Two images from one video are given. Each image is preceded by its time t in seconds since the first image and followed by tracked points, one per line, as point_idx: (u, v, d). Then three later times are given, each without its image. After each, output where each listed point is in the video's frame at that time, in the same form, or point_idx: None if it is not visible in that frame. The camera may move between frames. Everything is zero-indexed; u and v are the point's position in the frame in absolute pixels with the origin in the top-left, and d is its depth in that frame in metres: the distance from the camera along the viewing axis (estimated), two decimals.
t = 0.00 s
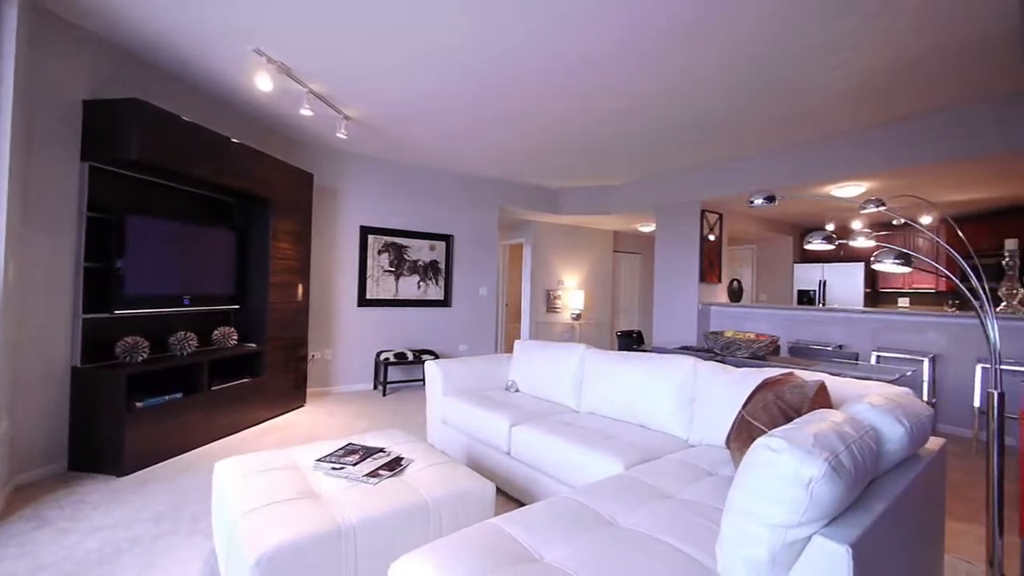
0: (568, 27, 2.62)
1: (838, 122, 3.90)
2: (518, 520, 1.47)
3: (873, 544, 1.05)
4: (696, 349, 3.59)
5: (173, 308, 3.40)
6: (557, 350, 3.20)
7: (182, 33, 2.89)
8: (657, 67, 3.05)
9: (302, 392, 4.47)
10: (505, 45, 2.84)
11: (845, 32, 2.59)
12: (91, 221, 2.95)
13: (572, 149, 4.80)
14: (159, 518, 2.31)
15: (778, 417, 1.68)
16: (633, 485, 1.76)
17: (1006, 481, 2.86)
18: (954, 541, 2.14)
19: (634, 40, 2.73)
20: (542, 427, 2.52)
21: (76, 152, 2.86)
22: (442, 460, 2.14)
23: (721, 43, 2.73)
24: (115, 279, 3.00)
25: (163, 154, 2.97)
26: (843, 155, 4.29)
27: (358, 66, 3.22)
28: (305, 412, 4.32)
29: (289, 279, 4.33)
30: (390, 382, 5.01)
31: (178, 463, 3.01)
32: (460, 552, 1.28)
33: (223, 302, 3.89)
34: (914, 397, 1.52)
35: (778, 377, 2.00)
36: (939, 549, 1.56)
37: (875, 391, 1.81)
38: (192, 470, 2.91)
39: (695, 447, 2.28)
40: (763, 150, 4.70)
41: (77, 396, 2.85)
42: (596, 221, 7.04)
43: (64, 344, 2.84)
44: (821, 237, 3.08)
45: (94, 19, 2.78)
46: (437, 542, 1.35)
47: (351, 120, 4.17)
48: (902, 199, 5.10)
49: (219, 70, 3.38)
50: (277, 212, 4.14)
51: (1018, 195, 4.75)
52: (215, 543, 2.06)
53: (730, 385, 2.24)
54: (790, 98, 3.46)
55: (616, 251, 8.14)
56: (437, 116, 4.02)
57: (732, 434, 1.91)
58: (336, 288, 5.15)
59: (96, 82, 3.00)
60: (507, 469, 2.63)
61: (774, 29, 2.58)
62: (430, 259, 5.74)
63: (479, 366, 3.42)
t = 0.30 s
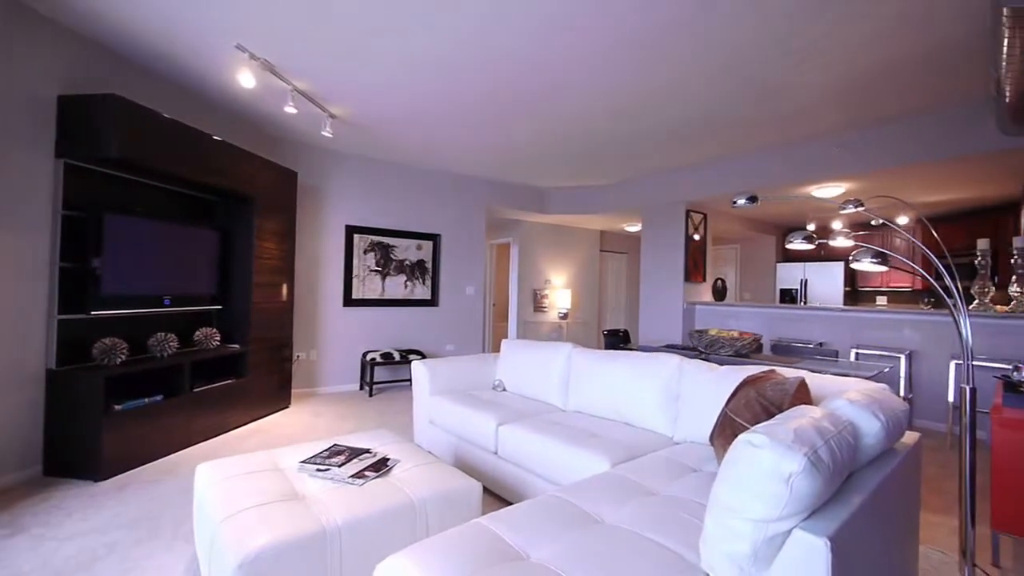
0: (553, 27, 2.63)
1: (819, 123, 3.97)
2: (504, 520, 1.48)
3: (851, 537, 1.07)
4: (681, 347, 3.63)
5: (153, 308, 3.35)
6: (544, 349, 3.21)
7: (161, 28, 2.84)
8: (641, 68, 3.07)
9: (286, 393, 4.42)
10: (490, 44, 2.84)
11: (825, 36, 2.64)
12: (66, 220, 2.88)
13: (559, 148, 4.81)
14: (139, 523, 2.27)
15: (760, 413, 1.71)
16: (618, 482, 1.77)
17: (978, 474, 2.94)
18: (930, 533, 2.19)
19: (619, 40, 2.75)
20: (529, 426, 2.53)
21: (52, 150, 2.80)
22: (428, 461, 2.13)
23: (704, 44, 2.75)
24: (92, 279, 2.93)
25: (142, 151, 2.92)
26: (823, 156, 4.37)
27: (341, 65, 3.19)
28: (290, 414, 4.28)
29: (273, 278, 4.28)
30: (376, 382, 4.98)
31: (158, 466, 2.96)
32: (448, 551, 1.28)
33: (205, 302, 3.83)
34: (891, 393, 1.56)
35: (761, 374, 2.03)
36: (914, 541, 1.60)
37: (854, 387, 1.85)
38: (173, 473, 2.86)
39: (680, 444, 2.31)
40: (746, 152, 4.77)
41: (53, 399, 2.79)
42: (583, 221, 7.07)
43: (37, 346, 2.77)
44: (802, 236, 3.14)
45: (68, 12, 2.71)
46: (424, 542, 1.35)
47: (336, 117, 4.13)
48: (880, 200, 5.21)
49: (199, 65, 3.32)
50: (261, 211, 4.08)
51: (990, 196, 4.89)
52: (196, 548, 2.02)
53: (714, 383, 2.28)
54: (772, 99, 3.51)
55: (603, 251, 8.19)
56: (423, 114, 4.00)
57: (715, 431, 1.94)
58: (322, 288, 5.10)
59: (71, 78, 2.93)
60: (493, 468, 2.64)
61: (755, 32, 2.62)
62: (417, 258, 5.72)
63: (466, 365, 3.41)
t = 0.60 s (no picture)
0: (541, 27, 2.63)
1: (803, 124, 4.03)
2: (493, 519, 1.47)
3: (832, 530, 1.09)
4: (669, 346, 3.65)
5: (135, 309, 3.29)
6: (533, 348, 3.21)
7: (143, 24, 2.79)
8: (628, 68, 3.09)
9: (273, 394, 4.38)
10: (477, 43, 2.83)
11: (809, 37, 2.67)
12: (44, 219, 2.80)
13: (548, 148, 4.81)
14: (121, 528, 2.23)
15: (745, 410, 1.73)
16: (606, 479, 1.78)
17: (957, 466, 3.01)
18: (912, 526, 2.24)
19: (606, 40, 2.76)
20: (517, 424, 2.53)
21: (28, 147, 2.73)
22: (416, 461, 2.12)
23: (690, 44, 2.77)
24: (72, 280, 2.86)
25: (124, 150, 2.87)
26: (808, 157, 4.43)
27: (328, 63, 3.16)
28: (276, 415, 4.24)
29: (259, 279, 4.23)
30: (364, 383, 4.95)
31: (141, 470, 2.91)
32: (436, 551, 1.28)
33: (189, 303, 3.78)
34: (872, 389, 1.59)
35: (746, 371, 2.05)
36: (895, 534, 1.63)
37: (836, 383, 1.89)
38: (157, 477, 2.82)
39: (668, 441, 2.34)
40: (732, 152, 4.83)
41: (31, 402, 2.73)
42: (572, 220, 7.10)
43: (14, 349, 2.70)
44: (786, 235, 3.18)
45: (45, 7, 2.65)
46: (412, 543, 1.35)
47: (324, 116, 4.09)
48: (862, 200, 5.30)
49: (181, 62, 3.27)
50: (246, 210, 4.02)
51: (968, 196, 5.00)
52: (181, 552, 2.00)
53: (701, 380, 2.30)
54: (757, 100, 3.55)
55: (592, 250, 8.22)
56: (411, 114, 3.98)
57: (702, 428, 1.96)
58: (309, 288, 5.06)
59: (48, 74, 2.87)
60: (482, 467, 2.64)
61: (740, 33, 2.64)
62: (405, 258, 5.70)
63: (454, 364, 3.41)
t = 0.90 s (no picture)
0: (528, 26, 2.64)
1: (787, 126, 4.09)
2: (481, 519, 1.48)
3: (814, 525, 1.11)
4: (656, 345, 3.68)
5: (116, 309, 3.24)
6: (522, 347, 3.22)
7: (124, 18, 2.75)
8: (616, 68, 3.10)
9: (258, 396, 4.33)
10: (465, 42, 2.83)
11: (793, 41, 2.71)
12: (20, 216, 2.72)
13: (536, 147, 4.83)
14: (102, 532, 2.20)
15: (730, 408, 1.75)
16: (594, 478, 1.80)
17: (935, 462, 3.09)
18: (891, 520, 2.29)
19: (593, 40, 2.77)
20: (506, 424, 2.54)
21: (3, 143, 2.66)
22: (404, 461, 2.12)
23: (676, 46, 2.80)
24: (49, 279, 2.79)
25: (104, 147, 2.83)
26: (792, 158, 4.50)
27: (314, 61, 3.14)
28: (262, 416, 4.19)
29: (244, 278, 4.18)
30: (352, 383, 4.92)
31: (123, 473, 2.87)
32: (424, 551, 1.28)
33: (172, 303, 3.72)
34: (853, 386, 1.63)
35: (732, 369, 2.08)
36: (875, 528, 1.66)
37: (819, 381, 1.92)
38: (139, 480, 2.77)
39: (655, 439, 2.36)
40: (719, 153, 4.88)
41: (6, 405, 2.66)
42: (561, 220, 7.12)
43: None
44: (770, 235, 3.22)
45: None
46: (399, 543, 1.34)
47: (310, 113, 4.05)
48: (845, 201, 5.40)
49: (163, 57, 3.22)
50: (229, 208, 3.96)
51: (946, 198, 5.12)
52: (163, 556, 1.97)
53: (687, 378, 2.32)
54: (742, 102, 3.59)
55: (580, 250, 8.26)
56: (399, 112, 3.96)
57: (688, 426, 1.98)
58: (295, 287, 5.01)
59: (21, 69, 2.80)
60: (471, 467, 2.64)
61: (724, 35, 2.67)
62: (393, 257, 5.67)
63: (443, 364, 3.40)
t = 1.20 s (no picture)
0: (519, 26, 2.65)
1: (776, 128, 4.13)
2: (472, 518, 1.48)
3: (803, 522, 1.13)
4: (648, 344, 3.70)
5: (104, 308, 3.21)
6: (515, 347, 3.22)
7: (112, 14, 2.71)
8: (607, 69, 3.12)
9: (248, 396, 4.30)
10: (457, 41, 2.83)
11: (782, 43, 2.74)
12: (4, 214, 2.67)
13: (528, 147, 4.84)
14: (87, 535, 2.17)
15: (721, 408, 1.77)
16: (586, 477, 1.81)
17: (920, 460, 3.13)
18: (877, 517, 2.32)
19: (585, 41, 2.78)
20: (498, 424, 2.54)
21: None
22: (396, 461, 2.12)
23: (667, 48, 2.82)
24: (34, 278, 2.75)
25: (92, 143, 2.80)
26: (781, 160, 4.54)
27: (305, 59, 3.12)
28: (252, 416, 4.17)
29: (234, 277, 4.15)
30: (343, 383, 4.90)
31: (109, 474, 2.84)
32: (415, 551, 1.28)
33: (160, 302, 3.68)
34: (842, 386, 1.65)
35: (723, 369, 2.10)
36: (862, 526, 1.69)
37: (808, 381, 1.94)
38: (126, 481, 2.75)
39: (647, 439, 2.38)
40: (710, 154, 4.91)
41: None
42: (553, 220, 7.14)
43: None
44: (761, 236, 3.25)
45: None
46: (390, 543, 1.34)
47: (302, 111, 4.03)
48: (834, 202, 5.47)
49: (153, 53, 3.18)
50: (219, 207, 3.93)
51: (933, 200, 5.20)
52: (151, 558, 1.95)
53: (679, 378, 2.34)
54: (732, 103, 3.62)
55: (573, 250, 8.28)
56: (391, 111, 3.96)
57: (679, 426, 1.99)
58: (287, 287, 4.98)
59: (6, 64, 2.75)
60: (463, 467, 2.64)
61: (714, 37, 2.70)
62: (386, 257, 5.66)
63: (436, 363, 3.40)
